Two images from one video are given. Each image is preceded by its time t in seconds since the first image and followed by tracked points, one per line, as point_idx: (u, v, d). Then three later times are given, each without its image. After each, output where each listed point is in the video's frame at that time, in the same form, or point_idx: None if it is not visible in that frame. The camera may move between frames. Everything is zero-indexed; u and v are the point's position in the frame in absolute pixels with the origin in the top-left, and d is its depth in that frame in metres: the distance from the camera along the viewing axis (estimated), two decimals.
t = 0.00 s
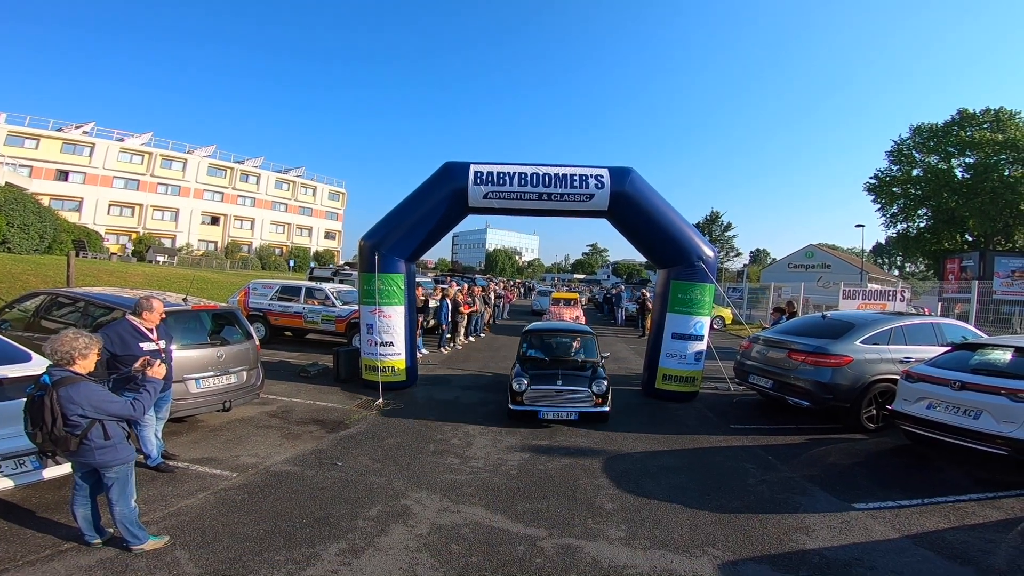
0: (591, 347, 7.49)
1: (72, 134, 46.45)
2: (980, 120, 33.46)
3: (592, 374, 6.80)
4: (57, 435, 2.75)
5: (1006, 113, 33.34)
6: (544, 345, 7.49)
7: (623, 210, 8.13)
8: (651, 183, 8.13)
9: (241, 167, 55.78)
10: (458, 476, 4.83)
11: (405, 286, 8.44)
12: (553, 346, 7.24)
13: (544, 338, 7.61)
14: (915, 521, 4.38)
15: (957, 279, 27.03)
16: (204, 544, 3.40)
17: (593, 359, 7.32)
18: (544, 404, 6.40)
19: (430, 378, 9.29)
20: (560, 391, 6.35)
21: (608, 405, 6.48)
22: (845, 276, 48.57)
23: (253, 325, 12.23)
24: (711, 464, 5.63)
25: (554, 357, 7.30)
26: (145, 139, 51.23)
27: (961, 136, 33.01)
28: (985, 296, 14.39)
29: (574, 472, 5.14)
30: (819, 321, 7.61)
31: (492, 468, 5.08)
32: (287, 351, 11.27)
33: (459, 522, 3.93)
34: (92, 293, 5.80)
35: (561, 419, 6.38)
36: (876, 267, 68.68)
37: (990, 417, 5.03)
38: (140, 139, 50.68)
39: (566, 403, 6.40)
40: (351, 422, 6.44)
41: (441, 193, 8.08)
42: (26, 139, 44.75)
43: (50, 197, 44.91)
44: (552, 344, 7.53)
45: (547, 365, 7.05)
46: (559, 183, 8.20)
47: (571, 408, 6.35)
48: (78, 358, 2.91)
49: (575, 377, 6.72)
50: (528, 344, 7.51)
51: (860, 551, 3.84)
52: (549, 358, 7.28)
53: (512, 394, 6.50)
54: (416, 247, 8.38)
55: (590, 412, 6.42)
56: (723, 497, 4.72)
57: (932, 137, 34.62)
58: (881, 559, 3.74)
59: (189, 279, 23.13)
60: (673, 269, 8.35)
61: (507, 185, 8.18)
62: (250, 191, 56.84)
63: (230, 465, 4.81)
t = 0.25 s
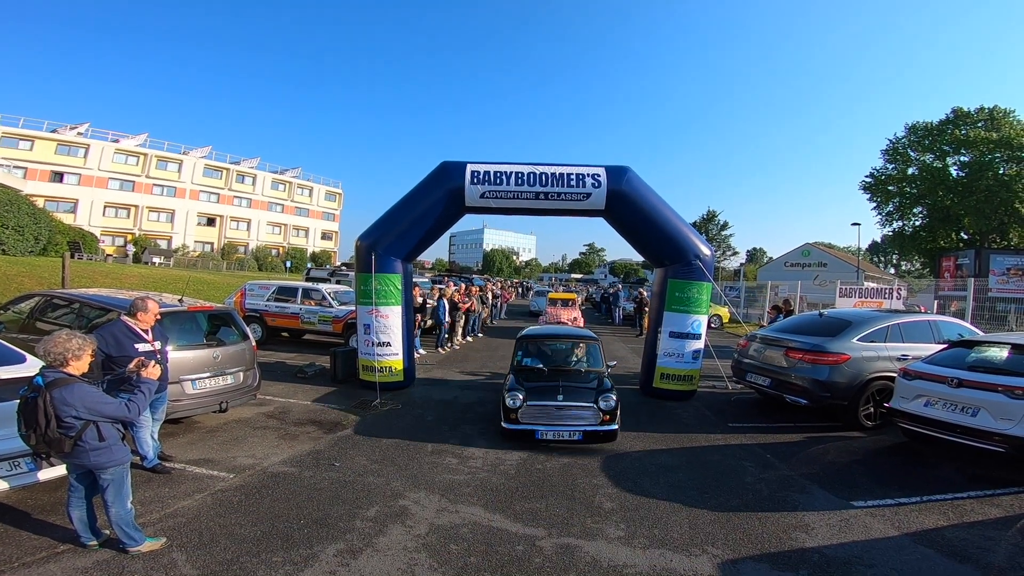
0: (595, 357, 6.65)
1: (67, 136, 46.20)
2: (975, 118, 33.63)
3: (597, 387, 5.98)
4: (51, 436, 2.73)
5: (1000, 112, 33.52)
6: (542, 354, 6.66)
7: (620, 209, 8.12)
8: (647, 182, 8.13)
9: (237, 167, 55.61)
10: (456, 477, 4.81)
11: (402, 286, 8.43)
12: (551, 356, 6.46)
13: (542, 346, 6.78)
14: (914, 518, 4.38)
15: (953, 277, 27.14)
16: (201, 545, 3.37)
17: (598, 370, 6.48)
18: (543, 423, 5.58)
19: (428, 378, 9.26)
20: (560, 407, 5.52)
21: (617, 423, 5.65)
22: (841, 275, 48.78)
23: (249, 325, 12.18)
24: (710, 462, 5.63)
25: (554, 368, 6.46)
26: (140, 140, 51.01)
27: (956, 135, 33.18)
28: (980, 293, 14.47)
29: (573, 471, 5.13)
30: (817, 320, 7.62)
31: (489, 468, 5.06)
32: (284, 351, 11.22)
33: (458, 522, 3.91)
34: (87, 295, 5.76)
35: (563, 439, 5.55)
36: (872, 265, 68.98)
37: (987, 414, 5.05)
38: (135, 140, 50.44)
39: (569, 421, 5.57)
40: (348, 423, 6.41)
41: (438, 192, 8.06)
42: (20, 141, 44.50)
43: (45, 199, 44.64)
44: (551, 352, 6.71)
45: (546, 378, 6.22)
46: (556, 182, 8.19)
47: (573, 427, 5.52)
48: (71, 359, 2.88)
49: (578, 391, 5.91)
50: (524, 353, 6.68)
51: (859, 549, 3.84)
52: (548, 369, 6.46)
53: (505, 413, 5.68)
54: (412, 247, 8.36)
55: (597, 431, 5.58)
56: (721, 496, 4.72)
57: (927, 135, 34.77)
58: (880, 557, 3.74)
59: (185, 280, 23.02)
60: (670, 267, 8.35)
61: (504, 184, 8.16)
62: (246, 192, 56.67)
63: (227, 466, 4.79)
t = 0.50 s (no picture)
0: (604, 366, 5.77)
1: (64, 136, 46.06)
2: (973, 117, 33.69)
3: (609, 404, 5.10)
4: (48, 439, 2.70)
5: (998, 110, 33.58)
6: (542, 365, 5.77)
7: (620, 208, 8.10)
8: (647, 181, 8.11)
9: (235, 167, 55.49)
10: (456, 478, 4.79)
11: (402, 286, 8.40)
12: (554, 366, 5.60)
13: (542, 354, 5.88)
14: (916, 518, 4.37)
15: (951, 275, 27.19)
16: (200, 547, 3.35)
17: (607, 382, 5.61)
18: (545, 448, 4.71)
19: (427, 379, 9.23)
20: (567, 430, 4.65)
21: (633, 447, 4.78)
22: (840, 274, 48.86)
23: (248, 326, 12.15)
24: (710, 461, 5.61)
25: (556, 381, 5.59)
26: (138, 140, 50.87)
27: (954, 133, 33.23)
28: (979, 292, 14.49)
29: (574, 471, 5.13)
30: (817, 318, 7.61)
31: (490, 468, 5.04)
32: (282, 352, 11.18)
33: (458, 523, 3.89)
34: (85, 296, 5.72)
35: (569, 467, 4.67)
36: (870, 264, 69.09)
37: (989, 413, 5.04)
38: (133, 140, 50.30)
39: (576, 446, 4.69)
40: (348, 423, 6.38)
41: (437, 192, 8.03)
42: (17, 141, 44.34)
43: (42, 199, 44.49)
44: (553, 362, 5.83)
45: (547, 393, 5.33)
46: (555, 182, 8.16)
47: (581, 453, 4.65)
48: (68, 360, 2.85)
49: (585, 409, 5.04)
50: (522, 364, 5.79)
51: (862, 549, 3.82)
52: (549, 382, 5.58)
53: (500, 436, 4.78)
54: (411, 247, 8.33)
55: (609, 457, 4.74)
56: (722, 495, 4.70)
57: (925, 134, 34.81)
58: (883, 557, 3.73)
59: (183, 280, 22.95)
60: (669, 266, 8.34)
61: (503, 183, 8.13)
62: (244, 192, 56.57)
63: (226, 467, 4.76)
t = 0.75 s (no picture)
0: (617, 381, 4.94)
1: (63, 136, 46.03)
2: (973, 116, 33.67)
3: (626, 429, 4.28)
4: (46, 440, 2.68)
5: (998, 109, 33.57)
6: (545, 379, 4.93)
7: (620, 207, 8.08)
8: (647, 180, 8.09)
9: (234, 167, 55.44)
10: (457, 478, 4.77)
11: (401, 286, 8.38)
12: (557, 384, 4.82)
13: (544, 366, 5.01)
14: (918, 517, 4.36)
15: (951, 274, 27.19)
16: (199, 548, 3.33)
17: (621, 400, 4.78)
18: (549, 484, 3.89)
19: (427, 378, 9.21)
20: (576, 462, 3.85)
21: (656, 483, 3.97)
22: (840, 272, 48.88)
23: (247, 326, 12.13)
24: (711, 461, 5.59)
25: (561, 399, 4.77)
26: (137, 140, 50.83)
27: (954, 132, 33.21)
28: (980, 291, 14.48)
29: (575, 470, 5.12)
30: (817, 317, 7.59)
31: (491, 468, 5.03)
32: (282, 351, 11.17)
33: (459, 523, 3.87)
34: (84, 295, 5.70)
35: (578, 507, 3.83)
36: (870, 263, 69.10)
37: (991, 412, 5.02)
38: (132, 140, 50.27)
39: (587, 481, 3.88)
40: (348, 423, 6.36)
41: (436, 192, 8.01)
42: (16, 141, 44.28)
43: (41, 199, 44.47)
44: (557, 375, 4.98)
45: (551, 414, 4.51)
46: (556, 180, 8.14)
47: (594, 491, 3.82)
48: (66, 360, 2.83)
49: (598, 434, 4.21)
50: (521, 378, 4.94)
51: (864, 549, 3.81)
52: (553, 400, 4.75)
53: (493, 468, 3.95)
54: (411, 246, 8.31)
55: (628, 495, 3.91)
56: (724, 495, 4.69)
57: (925, 133, 34.79)
58: (886, 557, 3.71)
59: (182, 280, 22.93)
60: (670, 266, 8.32)
61: (503, 182, 8.11)
62: (244, 192, 56.53)
63: (226, 468, 4.74)
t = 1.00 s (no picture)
0: (637, 400, 4.08)
1: (63, 135, 45.99)
2: (973, 115, 33.61)
3: (652, 465, 3.48)
4: (44, 440, 2.66)
5: (999, 108, 33.53)
6: (548, 399, 4.07)
7: (621, 206, 8.07)
8: (647, 179, 8.08)
9: (234, 167, 55.41)
10: (458, 477, 4.76)
11: (401, 285, 8.37)
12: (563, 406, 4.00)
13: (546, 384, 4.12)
14: (920, 517, 4.34)
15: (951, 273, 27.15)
16: (199, 548, 3.31)
17: (644, 427, 3.92)
18: (557, 540, 3.09)
19: (427, 378, 9.20)
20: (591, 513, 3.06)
21: (692, 535, 3.18)
22: (840, 272, 48.85)
23: (247, 325, 12.12)
24: (713, 461, 5.58)
25: (569, 425, 3.91)
26: (137, 140, 50.81)
27: (954, 132, 33.16)
28: (980, 290, 14.46)
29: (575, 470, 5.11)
30: (818, 317, 7.58)
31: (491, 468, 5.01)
32: (282, 351, 11.16)
33: (459, 523, 3.86)
34: (84, 295, 5.69)
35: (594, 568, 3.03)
36: (871, 262, 69.07)
37: (993, 412, 5.01)
38: (132, 139, 50.23)
39: (605, 535, 3.09)
40: (348, 422, 6.34)
41: (436, 191, 8.00)
42: (16, 141, 44.22)
43: (41, 199, 44.45)
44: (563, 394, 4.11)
45: (556, 446, 3.68)
46: (556, 180, 8.13)
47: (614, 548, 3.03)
48: (64, 360, 2.82)
49: (618, 472, 3.40)
50: (518, 399, 4.06)
51: (866, 549, 3.79)
52: (558, 427, 3.89)
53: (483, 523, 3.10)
54: (411, 246, 8.29)
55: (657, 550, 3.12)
56: (725, 495, 4.67)
57: (925, 132, 34.74)
58: (888, 557, 3.69)
59: (182, 280, 22.90)
60: (670, 265, 8.31)
61: (503, 181, 8.10)
62: (244, 191, 56.52)
63: (226, 467, 4.73)
